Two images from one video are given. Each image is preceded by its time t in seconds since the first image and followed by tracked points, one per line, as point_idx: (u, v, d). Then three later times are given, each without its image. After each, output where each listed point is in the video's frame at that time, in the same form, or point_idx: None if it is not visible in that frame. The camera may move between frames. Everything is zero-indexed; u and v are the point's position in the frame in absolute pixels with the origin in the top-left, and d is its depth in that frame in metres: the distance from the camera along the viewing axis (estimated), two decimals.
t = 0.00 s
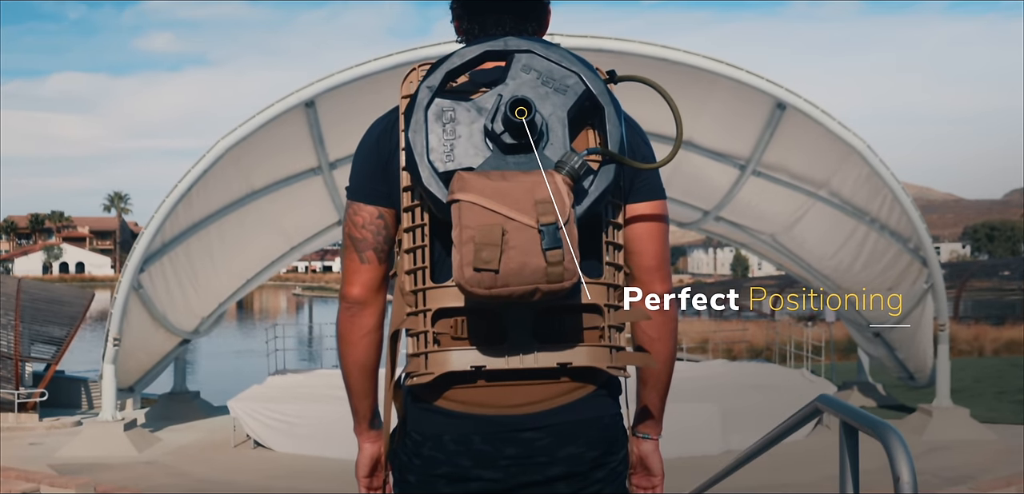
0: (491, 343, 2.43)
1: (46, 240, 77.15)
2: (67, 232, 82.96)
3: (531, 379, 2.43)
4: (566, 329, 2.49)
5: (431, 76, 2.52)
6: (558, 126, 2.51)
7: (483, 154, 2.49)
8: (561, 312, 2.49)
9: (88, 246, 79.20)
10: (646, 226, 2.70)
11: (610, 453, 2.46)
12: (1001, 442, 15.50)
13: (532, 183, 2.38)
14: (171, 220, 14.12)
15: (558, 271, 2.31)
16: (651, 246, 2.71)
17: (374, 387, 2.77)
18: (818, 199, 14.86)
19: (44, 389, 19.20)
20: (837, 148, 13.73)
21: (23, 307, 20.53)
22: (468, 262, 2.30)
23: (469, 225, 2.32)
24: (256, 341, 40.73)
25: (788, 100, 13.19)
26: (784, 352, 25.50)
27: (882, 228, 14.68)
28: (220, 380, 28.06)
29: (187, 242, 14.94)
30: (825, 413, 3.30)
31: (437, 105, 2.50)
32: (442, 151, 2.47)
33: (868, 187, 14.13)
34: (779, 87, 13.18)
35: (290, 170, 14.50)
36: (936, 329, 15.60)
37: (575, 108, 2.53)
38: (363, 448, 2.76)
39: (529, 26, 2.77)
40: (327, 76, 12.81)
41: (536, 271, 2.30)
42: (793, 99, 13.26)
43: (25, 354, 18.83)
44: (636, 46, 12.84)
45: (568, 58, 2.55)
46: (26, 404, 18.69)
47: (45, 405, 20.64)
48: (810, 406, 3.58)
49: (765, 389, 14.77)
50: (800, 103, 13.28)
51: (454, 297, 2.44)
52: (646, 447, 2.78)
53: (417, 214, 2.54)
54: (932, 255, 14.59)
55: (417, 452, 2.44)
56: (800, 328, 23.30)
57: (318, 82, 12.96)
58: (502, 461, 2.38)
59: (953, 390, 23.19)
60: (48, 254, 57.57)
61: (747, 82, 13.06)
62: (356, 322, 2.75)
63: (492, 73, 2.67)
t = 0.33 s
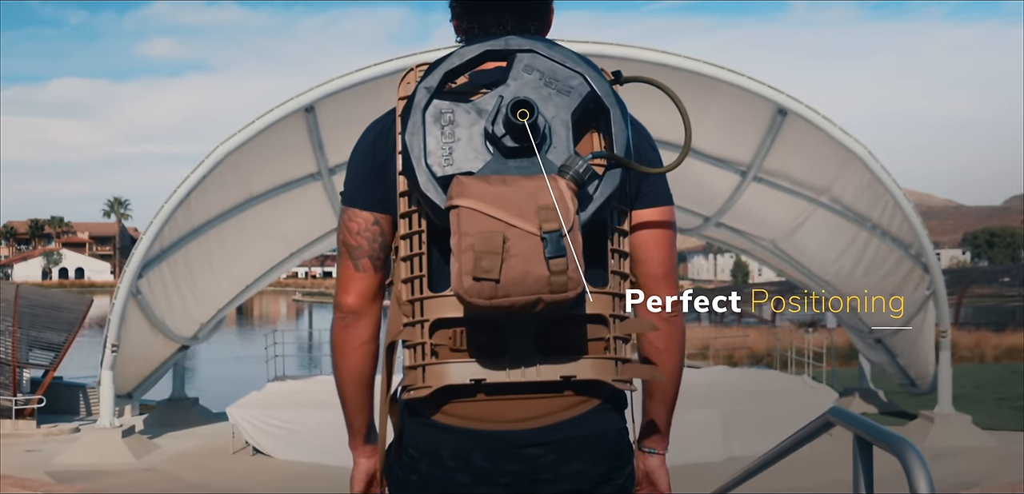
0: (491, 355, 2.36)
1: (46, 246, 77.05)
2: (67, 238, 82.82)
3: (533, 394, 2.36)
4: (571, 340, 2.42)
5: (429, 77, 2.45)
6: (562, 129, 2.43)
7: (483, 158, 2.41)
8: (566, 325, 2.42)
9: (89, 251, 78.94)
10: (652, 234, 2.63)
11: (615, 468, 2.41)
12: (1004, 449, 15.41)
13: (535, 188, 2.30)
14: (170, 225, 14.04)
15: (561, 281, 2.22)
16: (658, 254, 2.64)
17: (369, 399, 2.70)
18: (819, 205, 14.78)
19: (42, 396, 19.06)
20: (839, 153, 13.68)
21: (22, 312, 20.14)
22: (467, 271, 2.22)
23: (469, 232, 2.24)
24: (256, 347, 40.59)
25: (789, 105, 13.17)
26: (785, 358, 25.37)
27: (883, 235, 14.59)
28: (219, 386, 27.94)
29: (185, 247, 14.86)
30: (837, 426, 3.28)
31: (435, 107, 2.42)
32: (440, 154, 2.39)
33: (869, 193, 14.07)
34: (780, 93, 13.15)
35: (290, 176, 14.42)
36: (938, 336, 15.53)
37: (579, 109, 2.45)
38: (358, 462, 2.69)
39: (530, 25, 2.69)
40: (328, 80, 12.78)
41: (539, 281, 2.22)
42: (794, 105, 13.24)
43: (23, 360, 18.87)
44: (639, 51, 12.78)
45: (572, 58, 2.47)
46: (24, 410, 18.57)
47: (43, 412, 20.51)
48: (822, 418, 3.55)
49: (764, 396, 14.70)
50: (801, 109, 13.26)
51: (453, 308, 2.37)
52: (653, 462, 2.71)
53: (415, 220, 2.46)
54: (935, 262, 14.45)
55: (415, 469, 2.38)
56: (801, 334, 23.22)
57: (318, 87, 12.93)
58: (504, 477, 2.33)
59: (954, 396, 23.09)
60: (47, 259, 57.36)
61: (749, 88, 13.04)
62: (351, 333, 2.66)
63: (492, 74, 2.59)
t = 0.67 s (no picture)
0: (490, 367, 2.28)
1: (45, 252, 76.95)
2: (67, 244, 82.85)
3: (536, 408, 2.28)
4: (576, 350, 2.34)
5: (426, 77, 2.37)
6: (565, 132, 2.35)
7: (483, 161, 2.33)
8: (569, 335, 2.34)
9: (88, 257, 78.77)
10: (659, 240, 2.55)
11: (622, 482, 2.33)
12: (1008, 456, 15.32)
13: (537, 193, 2.22)
14: (169, 231, 13.96)
15: (566, 290, 2.14)
16: (665, 261, 2.56)
17: (365, 413, 2.62)
18: (820, 212, 14.69)
19: (39, 402, 18.98)
20: (840, 159, 13.61)
21: (18, 318, 19.71)
22: (466, 281, 2.14)
23: (468, 239, 2.15)
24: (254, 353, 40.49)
25: (791, 112, 13.12)
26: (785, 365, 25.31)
27: (884, 241, 14.45)
28: (218, 392, 27.84)
29: (184, 253, 14.76)
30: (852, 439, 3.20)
31: (432, 110, 2.34)
32: (438, 158, 2.31)
33: (870, 200, 13.98)
34: (781, 99, 13.11)
35: (289, 181, 14.34)
36: (940, 342, 15.43)
37: (584, 111, 2.37)
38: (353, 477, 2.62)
39: (533, 23, 2.61)
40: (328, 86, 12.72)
41: (542, 290, 2.14)
42: (796, 111, 13.18)
43: (21, 367, 18.87)
44: (640, 58, 12.73)
45: (576, 58, 2.39)
46: (21, 416, 18.49)
47: (40, 418, 20.38)
48: (835, 431, 3.48)
49: (766, 402, 14.62)
50: (801, 115, 13.21)
51: (452, 319, 2.29)
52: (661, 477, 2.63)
53: (413, 226, 2.38)
54: (936, 268, 14.34)
55: (410, 484, 2.30)
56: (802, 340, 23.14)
57: (318, 93, 12.86)
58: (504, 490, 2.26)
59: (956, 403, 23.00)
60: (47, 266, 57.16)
61: (750, 94, 12.99)
62: (345, 343, 2.58)
63: (493, 74, 2.51)
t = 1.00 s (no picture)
0: (491, 379, 2.20)
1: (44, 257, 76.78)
2: (66, 249, 82.75)
3: (539, 422, 2.20)
4: (579, 361, 2.25)
5: (425, 74, 2.28)
6: (569, 131, 2.27)
7: (484, 161, 2.24)
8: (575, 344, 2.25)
9: (88, 261, 78.69)
10: (666, 244, 2.47)
11: None
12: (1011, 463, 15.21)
13: (541, 195, 2.13)
14: (168, 235, 13.89)
15: (571, 298, 2.05)
16: (674, 266, 2.48)
17: (358, 426, 2.53)
18: (821, 218, 14.59)
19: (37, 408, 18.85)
20: (841, 164, 13.58)
21: (17, 323, 19.61)
22: (465, 288, 2.05)
23: (467, 244, 2.07)
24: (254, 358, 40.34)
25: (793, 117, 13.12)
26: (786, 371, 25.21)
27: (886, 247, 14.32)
28: (217, 398, 27.71)
29: (183, 258, 14.68)
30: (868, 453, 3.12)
31: (430, 108, 2.26)
32: (436, 159, 2.22)
33: (872, 206, 13.93)
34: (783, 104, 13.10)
35: (289, 187, 14.24)
36: (942, 348, 15.30)
37: (589, 109, 2.29)
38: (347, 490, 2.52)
39: (535, 19, 2.53)
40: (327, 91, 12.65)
41: (546, 298, 2.04)
42: (798, 116, 13.18)
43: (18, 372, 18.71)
44: (642, 62, 12.65)
45: (580, 53, 2.31)
46: (19, 422, 18.36)
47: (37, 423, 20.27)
48: (850, 444, 3.39)
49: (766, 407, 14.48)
50: (803, 121, 13.20)
51: (450, 330, 2.20)
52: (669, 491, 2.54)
53: (410, 231, 2.29)
54: (938, 272, 14.42)
55: None
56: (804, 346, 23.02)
57: (318, 97, 12.80)
58: None
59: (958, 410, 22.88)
60: (47, 270, 57.02)
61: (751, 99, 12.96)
62: (338, 353, 2.49)
63: (495, 72, 2.43)
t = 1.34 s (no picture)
0: (490, 390, 2.11)
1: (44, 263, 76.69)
2: (65, 254, 82.68)
3: (542, 436, 2.11)
4: (585, 371, 2.16)
5: (422, 68, 2.20)
6: (574, 127, 2.18)
7: (484, 160, 2.16)
8: (580, 353, 2.17)
9: (87, 267, 78.63)
10: (676, 247, 2.37)
11: None
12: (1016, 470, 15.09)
13: (545, 195, 2.03)
14: (166, 240, 13.82)
15: (576, 305, 1.96)
16: (684, 269, 2.38)
17: (352, 438, 2.44)
18: (822, 223, 14.45)
19: (35, 414, 18.74)
20: (843, 170, 13.60)
21: (14, 329, 19.58)
22: (463, 295, 1.97)
23: (467, 247, 1.98)
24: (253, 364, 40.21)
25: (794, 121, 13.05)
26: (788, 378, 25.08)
27: (888, 253, 14.06)
28: (215, 404, 27.55)
29: (181, 263, 14.58)
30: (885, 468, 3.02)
31: (427, 104, 2.18)
32: (434, 158, 2.14)
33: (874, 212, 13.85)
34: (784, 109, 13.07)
35: (288, 191, 14.13)
36: (944, 356, 15.08)
37: (595, 104, 2.20)
38: None
39: (537, 13, 2.45)
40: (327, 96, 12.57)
41: (550, 305, 1.96)
42: (798, 121, 13.12)
43: (16, 378, 18.66)
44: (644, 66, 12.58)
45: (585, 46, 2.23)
46: (16, 429, 18.24)
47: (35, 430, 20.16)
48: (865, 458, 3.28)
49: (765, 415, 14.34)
50: (804, 126, 13.13)
51: (448, 339, 2.11)
52: None
53: (407, 235, 2.20)
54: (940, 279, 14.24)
55: None
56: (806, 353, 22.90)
57: (318, 101, 12.70)
58: None
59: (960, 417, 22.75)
60: (46, 276, 57.00)
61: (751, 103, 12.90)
62: (330, 363, 2.40)
63: (496, 67, 2.35)
